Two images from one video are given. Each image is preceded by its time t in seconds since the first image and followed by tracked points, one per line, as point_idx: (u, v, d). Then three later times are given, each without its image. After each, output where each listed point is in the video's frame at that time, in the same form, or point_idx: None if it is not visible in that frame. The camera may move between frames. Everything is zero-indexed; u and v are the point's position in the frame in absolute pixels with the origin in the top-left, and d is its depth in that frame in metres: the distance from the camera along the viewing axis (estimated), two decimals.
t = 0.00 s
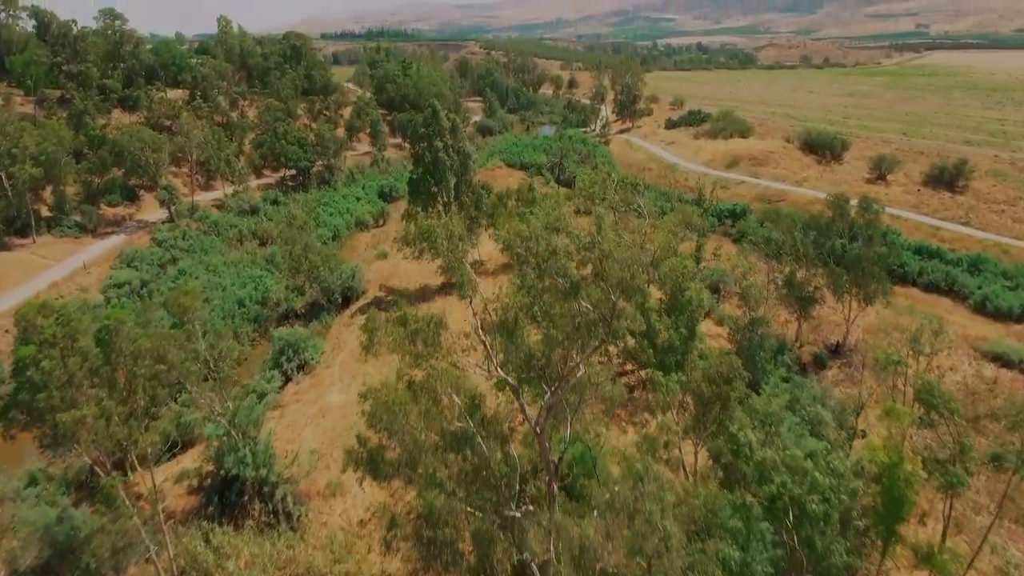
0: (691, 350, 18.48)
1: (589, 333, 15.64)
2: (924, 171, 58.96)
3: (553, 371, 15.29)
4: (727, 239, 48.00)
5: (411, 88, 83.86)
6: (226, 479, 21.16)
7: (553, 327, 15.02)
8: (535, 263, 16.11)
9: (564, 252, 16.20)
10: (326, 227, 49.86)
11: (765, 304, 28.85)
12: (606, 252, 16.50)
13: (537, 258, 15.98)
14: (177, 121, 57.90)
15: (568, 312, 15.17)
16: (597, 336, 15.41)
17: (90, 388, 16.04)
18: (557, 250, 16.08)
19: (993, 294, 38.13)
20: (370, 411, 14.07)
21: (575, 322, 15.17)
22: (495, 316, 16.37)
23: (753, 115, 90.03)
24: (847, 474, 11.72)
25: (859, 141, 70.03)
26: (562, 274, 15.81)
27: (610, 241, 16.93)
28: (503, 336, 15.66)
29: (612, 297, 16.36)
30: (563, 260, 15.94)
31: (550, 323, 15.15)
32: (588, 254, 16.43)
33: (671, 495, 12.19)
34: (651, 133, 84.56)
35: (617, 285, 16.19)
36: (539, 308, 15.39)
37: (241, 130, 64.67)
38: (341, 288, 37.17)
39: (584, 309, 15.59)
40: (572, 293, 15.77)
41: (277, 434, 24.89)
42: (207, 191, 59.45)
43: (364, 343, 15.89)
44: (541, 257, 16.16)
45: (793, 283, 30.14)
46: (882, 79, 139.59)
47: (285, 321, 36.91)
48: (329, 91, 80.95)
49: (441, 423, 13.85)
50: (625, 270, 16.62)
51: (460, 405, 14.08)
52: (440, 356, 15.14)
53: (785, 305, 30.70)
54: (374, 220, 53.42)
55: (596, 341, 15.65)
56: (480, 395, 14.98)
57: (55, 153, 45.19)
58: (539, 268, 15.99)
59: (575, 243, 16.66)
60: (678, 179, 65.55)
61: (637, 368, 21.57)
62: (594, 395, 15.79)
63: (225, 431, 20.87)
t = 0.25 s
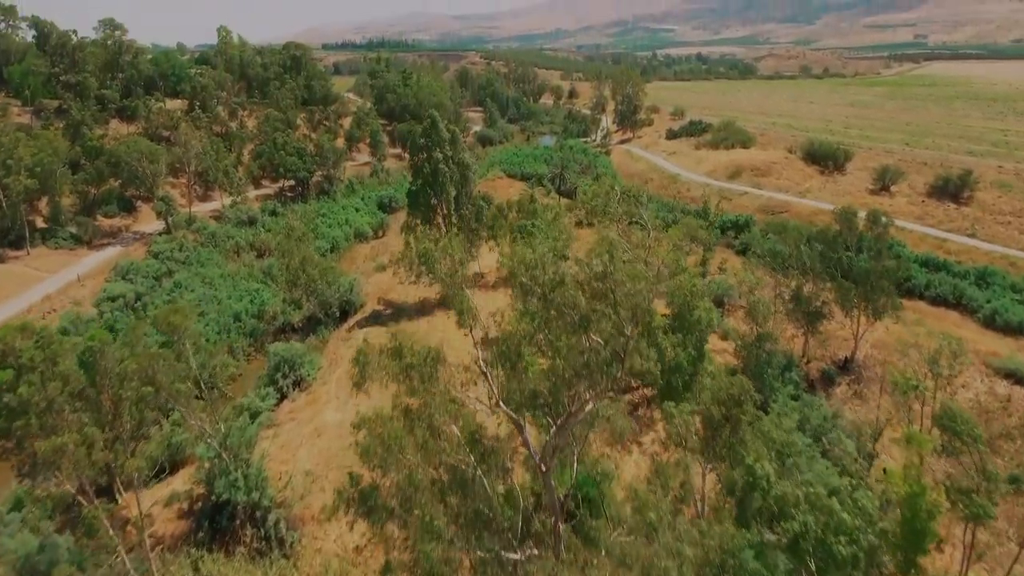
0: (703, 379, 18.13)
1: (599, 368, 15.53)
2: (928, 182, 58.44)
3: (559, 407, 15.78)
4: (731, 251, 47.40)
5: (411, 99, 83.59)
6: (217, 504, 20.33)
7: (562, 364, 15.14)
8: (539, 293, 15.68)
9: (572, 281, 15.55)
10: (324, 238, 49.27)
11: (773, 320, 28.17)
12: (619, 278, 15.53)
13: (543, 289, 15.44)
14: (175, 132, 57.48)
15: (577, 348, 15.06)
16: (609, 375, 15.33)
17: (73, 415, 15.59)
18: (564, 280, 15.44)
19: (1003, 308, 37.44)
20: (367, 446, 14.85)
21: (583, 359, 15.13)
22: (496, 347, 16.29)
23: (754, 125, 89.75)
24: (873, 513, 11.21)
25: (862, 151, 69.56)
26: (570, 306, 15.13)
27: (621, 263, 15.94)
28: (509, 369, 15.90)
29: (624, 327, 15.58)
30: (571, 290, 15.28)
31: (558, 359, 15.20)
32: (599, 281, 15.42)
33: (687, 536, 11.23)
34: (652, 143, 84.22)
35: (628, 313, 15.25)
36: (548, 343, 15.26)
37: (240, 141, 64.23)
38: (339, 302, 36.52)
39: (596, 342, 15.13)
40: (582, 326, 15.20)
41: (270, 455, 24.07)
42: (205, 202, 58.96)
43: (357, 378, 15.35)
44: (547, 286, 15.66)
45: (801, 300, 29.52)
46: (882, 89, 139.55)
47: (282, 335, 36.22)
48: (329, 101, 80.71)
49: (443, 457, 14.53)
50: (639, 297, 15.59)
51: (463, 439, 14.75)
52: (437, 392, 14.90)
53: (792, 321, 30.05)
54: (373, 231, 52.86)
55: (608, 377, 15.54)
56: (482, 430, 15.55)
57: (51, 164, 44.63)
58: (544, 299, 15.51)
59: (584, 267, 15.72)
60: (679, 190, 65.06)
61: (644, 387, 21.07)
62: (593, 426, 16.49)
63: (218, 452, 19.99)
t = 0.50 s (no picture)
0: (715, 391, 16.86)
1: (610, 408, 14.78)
2: (932, 193, 57.99)
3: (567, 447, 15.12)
4: (734, 262, 46.83)
5: (410, 109, 83.32)
6: (207, 529, 19.59)
7: (569, 403, 14.41)
8: (546, 327, 15.08)
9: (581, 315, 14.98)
10: (322, 250, 48.71)
11: (781, 335, 27.44)
12: (633, 313, 15.05)
13: (551, 323, 14.88)
14: (172, 142, 57.06)
15: (588, 387, 14.41)
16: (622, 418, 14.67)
17: (51, 441, 15.37)
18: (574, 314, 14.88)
19: (1012, 321, 36.81)
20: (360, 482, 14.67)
21: (593, 398, 14.46)
22: (497, 381, 15.50)
23: (755, 135, 89.45)
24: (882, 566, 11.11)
25: (864, 162, 69.18)
26: (579, 341, 14.55)
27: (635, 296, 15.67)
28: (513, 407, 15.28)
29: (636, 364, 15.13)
30: (581, 325, 14.72)
31: (565, 397, 14.46)
32: (610, 315, 15.07)
33: None
34: (652, 154, 83.96)
35: (640, 348, 14.69)
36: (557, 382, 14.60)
37: (238, 151, 63.84)
38: (337, 315, 35.92)
39: (606, 380, 14.60)
40: (592, 364, 14.61)
41: (263, 476, 23.30)
42: (202, 213, 58.48)
43: (347, 416, 15.09)
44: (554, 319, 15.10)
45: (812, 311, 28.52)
46: (882, 99, 139.75)
47: (278, 350, 35.56)
48: (328, 111, 80.46)
49: (440, 493, 14.17)
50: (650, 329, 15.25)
51: (463, 474, 14.47)
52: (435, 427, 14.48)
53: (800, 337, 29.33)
54: (372, 243, 52.34)
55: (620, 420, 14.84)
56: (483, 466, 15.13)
57: (45, 175, 44.17)
58: (551, 334, 14.90)
59: (593, 300, 15.18)
60: (681, 200, 64.58)
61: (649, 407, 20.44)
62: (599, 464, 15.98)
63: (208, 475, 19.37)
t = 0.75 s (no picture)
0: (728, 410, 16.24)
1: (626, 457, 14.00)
2: (936, 204, 57.46)
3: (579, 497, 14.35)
4: (738, 275, 46.23)
5: (411, 119, 83.04)
6: (196, 557, 18.82)
7: (579, 444, 13.76)
8: (554, 366, 14.83)
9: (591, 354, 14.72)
10: (321, 262, 48.14)
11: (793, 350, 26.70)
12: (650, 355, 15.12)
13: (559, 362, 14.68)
14: (171, 153, 56.67)
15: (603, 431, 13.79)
16: (641, 468, 13.83)
17: (29, 468, 15.07)
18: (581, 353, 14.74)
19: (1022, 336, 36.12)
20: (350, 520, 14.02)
21: (607, 445, 13.85)
22: (499, 420, 14.95)
23: (756, 146, 89.18)
24: None
25: (867, 172, 68.74)
26: (591, 383, 14.13)
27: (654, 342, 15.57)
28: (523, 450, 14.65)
29: (652, 409, 14.58)
30: (593, 366, 14.35)
31: (578, 441, 13.77)
32: (627, 358, 15.01)
33: None
34: (653, 164, 83.60)
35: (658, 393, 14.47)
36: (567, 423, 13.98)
37: (237, 162, 63.42)
38: (334, 329, 35.28)
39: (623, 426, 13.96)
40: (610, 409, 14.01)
41: (257, 498, 22.58)
42: (200, 223, 57.93)
43: (335, 458, 15.05)
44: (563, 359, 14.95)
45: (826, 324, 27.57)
46: (882, 110, 139.78)
47: (275, 364, 34.81)
48: (328, 122, 80.17)
49: (440, 535, 13.67)
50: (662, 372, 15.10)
51: (462, 513, 13.92)
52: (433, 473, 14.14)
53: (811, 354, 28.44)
54: (372, 254, 51.77)
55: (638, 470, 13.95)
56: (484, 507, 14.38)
57: (41, 187, 43.67)
58: (558, 373, 14.63)
59: (610, 343, 15.13)
60: (683, 212, 64.06)
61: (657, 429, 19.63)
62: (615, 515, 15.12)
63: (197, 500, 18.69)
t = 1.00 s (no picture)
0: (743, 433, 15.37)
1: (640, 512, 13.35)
2: (940, 215, 56.94)
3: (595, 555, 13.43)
4: (742, 286, 45.64)
5: (411, 129, 82.80)
6: None
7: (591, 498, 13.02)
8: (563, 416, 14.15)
9: (604, 403, 14.09)
10: (319, 273, 47.57)
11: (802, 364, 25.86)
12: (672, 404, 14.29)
13: (570, 415, 13.92)
14: (169, 164, 56.25)
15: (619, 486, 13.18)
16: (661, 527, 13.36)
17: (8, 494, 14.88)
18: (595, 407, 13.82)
19: None
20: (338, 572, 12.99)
21: (625, 502, 13.21)
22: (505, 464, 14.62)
23: (757, 156, 88.90)
24: None
25: (870, 183, 68.28)
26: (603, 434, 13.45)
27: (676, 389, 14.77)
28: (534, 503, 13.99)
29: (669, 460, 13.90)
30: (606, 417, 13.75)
31: (593, 497, 13.05)
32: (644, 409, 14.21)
33: None
34: (654, 174, 83.21)
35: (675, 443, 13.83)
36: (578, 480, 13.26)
37: (235, 172, 62.98)
38: (331, 343, 34.65)
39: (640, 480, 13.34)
40: (627, 466, 13.40)
41: (250, 521, 21.82)
42: (197, 234, 57.37)
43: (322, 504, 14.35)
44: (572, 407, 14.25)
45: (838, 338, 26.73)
46: (882, 120, 139.82)
47: (270, 378, 34.08)
48: (328, 132, 79.84)
49: None
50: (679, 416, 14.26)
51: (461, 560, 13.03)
52: (428, 526, 13.33)
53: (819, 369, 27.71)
54: (370, 265, 51.20)
55: (657, 530, 13.52)
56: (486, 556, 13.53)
57: (35, 198, 43.17)
58: (568, 424, 13.95)
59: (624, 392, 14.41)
60: (684, 222, 63.56)
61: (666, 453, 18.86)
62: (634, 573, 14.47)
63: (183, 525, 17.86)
